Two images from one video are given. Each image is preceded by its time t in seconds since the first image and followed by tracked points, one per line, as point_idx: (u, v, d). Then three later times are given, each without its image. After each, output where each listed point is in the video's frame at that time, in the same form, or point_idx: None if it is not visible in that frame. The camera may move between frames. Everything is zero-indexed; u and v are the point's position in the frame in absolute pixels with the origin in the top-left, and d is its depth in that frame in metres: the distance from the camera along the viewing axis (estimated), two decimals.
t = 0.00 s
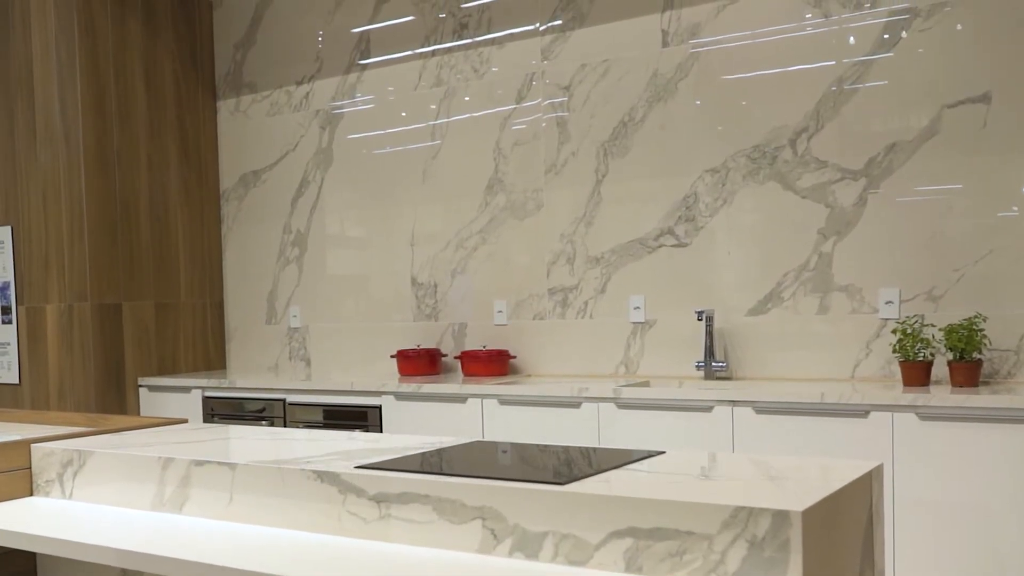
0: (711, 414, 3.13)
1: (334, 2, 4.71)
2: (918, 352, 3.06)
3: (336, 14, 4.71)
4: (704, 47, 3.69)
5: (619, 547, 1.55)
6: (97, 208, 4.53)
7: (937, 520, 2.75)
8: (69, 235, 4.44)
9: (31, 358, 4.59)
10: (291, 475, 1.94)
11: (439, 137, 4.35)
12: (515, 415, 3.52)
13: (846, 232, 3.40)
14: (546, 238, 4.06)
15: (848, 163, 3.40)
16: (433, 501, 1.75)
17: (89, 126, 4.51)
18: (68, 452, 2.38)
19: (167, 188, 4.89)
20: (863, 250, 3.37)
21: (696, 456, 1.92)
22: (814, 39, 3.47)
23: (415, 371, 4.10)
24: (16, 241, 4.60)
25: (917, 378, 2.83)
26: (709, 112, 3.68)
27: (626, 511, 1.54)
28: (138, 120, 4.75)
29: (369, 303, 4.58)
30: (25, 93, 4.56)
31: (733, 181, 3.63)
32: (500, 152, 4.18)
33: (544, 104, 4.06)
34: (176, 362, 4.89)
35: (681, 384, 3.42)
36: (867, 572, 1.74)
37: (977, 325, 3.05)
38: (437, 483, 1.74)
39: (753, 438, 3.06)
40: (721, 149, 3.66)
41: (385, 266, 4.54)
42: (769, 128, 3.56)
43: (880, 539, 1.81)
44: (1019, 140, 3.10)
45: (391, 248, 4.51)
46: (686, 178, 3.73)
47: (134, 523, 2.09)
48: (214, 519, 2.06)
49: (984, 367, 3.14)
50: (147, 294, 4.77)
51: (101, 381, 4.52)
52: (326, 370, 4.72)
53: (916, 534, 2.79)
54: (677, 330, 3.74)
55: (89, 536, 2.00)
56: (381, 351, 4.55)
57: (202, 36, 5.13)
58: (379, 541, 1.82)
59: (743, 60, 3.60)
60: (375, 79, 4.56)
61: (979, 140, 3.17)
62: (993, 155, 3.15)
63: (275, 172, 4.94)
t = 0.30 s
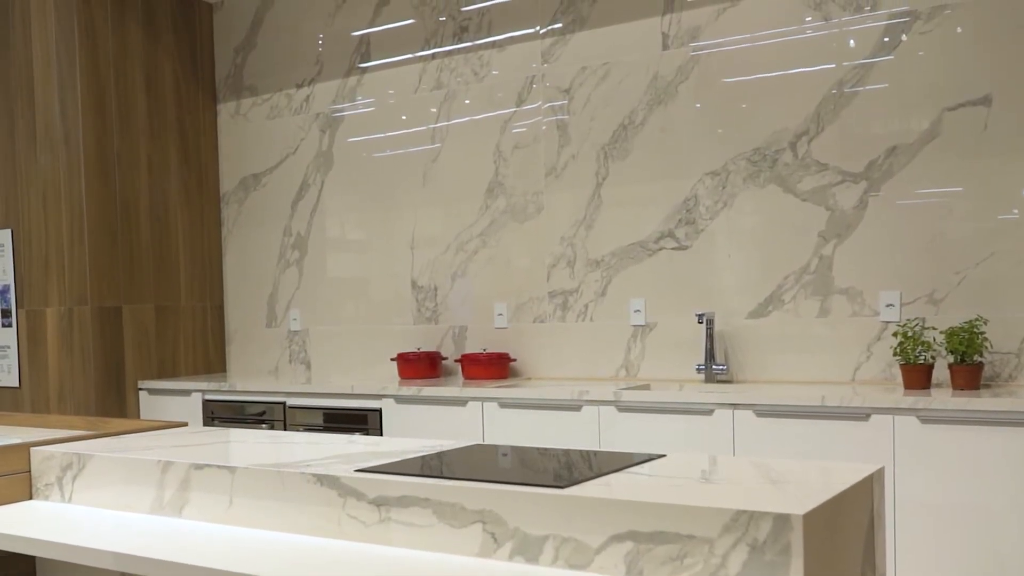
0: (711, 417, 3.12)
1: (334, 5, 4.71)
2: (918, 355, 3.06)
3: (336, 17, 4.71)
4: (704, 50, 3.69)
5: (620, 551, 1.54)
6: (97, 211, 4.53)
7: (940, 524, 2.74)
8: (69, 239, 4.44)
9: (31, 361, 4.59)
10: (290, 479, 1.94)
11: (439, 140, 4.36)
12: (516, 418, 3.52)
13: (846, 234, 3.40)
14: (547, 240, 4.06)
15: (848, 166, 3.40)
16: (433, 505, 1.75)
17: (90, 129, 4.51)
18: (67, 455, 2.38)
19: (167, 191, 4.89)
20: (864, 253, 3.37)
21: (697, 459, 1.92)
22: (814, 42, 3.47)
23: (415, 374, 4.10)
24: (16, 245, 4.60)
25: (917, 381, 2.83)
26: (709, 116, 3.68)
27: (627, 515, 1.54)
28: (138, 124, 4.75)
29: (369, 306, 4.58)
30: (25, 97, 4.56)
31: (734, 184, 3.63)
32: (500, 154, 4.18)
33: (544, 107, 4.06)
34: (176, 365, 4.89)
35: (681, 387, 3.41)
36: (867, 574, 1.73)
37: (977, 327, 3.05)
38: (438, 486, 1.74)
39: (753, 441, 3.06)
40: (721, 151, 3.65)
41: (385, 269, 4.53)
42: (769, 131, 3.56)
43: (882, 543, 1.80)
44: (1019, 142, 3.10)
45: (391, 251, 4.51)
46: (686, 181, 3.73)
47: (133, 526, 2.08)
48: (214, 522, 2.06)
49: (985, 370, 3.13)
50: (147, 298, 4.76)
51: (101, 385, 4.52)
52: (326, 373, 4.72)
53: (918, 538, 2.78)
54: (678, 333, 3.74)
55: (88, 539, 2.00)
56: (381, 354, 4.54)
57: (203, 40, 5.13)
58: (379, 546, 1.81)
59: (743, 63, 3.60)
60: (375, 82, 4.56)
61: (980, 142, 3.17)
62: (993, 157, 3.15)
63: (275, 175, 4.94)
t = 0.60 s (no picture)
0: (711, 420, 3.12)
1: (334, 9, 4.72)
2: (919, 358, 3.06)
3: (336, 21, 4.71)
4: (704, 53, 3.69)
5: (621, 555, 1.54)
6: (96, 214, 4.52)
7: (941, 528, 2.74)
8: (69, 242, 4.44)
9: (31, 365, 4.59)
10: (290, 483, 1.93)
11: (439, 144, 4.36)
12: (516, 421, 3.51)
13: (847, 237, 3.40)
14: (547, 244, 4.06)
15: (848, 169, 3.40)
16: (433, 509, 1.74)
17: (91, 133, 4.51)
18: (67, 459, 2.38)
19: (167, 195, 4.88)
20: (864, 256, 3.37)
21: (697, 463, 1.92)
22: (814, 45, 3.47)
23: (415, 377, 4.10)
24: (16, 249, 4.60)
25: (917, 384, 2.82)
26: (709, 119, 3.68)
27: (627, 519, 1.54)
28: (138, 127, 4.75)
29: (369, 309, 4.58)
30: (26, 101, 4.56)
31: (734, 187, 3.62)
32: (500, 158, 4.18)
33: (544, 110, 4.06)
34: (176, 368, 4.89)
35: (682, 390, 3.41)
36: None
37: (978, 330, 3.04)
38: (438, 491, 1.74)
39: (754, 445, 3.05)
40: (721, 154, 3.65)
41: (385, 272, 4.53)
42: (769, 134, 3.56)
43: (882, 548, 1.80)
44: (1020, 145, 3.10)
45: (392, 254, 4.51)
46: (686, 184, 3.73)
47: (133, 530, 2.08)
48: (214, 527, 2.05)
49: (986, 373, 3.13)
50: (147, 301, 4.76)
51: (101, 388, 4.51)
52: (326, 376, 4.72)
53: (919, 542, 2.77)
54: (679, 336, 3.74)
55: (88, 543, 1.99)
56: (382, 357, 4.54)
57: (203, 44, 5.13)
58: (379, 550, 1.81)
59: (743, 67, 3.61)
60: (375, 86, 4.56)
61: (980, 145, 3.17)
62: (993, 160, 3.15)
63: (275, 178, 4.94)
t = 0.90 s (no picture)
0: (711, 424, 3.12)
1: (334, 13, 4.72)
2: (920, 361, 3.06)
3: (336, 24, 4.72)
4: (705, 56, 3.69)
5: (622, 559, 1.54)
6: (96, 218, 4.52)
7: (942, 531, 2.73)
8: (69, 246, 4.44)
9: (31, 369, 4.59)
10: (290, 487, 1.93)
11: (439, 147, 4.36)
12: (516, 425, 3.51)
13: (847, 241, 3.40)
14: (547, 247, 4.06)
15: (848, 172, 3.40)
16: (433, 513, 1.74)
17: (91, 137, 4.51)
18: (67, 463, 2.37)
19: (167, 198, 4.89)
20: (864, 259, 3.37)
21: (697, 466, 1.91)
22: (814, 48, 3.47)
23: (415, 380, 4.10)
24: (17, 253, 4.60)
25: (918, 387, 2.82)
26: (709, 122, 3.68)
27: (627, 523, 1.53)
28: (138, 131, 4.76)
29: (369, 312, 4.58)
30: (26, 105, 4.57)
31: (734, 190, 3.62)
32: (500, 161, 4.18)
33: (544, 113, 4.06)
34: (176, 371, 4.88)
35: (683, 394, 3.41)
36: None
37: (979, 333, 3.04)
38: (438, 495, 1.73)
39: (755, 448, 3.05)
40: (721, 158, 3.65)
41: (385, 275, 4.53)
42: (769, 137, 3.56)
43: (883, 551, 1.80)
44: (1020, 148, 3.10)
45: (392, 258, 4.51)
46: (686, 187, 3.73)
47: (133, 534, 2.08)
48: (214, 531, 2.05)
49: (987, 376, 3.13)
50: (148, 305, 4.76)
51: (101, 391, 4.51)
52: (326, 380, 4.72)
53: (921, 545, 2.77)
54: (679, 340, 3.73)
55: (87, 547, 1.99)
56: (382, 361, 4.53)
57: (203, 47, 5.14)
58: (380, 553, 1.80)
59: (743, 70, 3.61)
60: (375, 89, 4.56)
61: (981, 148, 3.17)
62: (994, 163, 3.14)
63: (275, 182, 4.94)
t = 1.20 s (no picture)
0: (712, 427, 3.12)
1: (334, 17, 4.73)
2: (921, 364, 3.05)
3: (336, 28, 4.72)
4: (705, 60, 3.69)
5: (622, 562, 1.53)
6: (96, 222, 4.52)
7: (943, 535, 2.73)
8: (69, 250, 4.44)
9: (31, 372, 4.58)
10: (290, 491, 1.93)
11: (440, 151, 4.36)
12: (516, 429, 3.50)
13: (847, 244, 3.40)
14: (547, 250, 4.06)
15: (848, 176, 3.40)
16: (433, 517, 1.74)
17: (91, 140, 4.51)
18: (67, 467, 2.37)
19: (168, 202, 4.89)
20: (865, 262, 3.36)
21: (698, 470, 1.91)
22: (814, 52, 3.47)
23: (416, 384, 4.09)
24: (17, 256, 4.60)
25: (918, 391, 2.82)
26: (709, 126, 3.68)
27: (628, 527, 1.53)
28: (139, 135, 4.76)
29: (369, 316, 4.58)
30: (26, 109, 4.57)
31: (734, 194, 3.62)
32: (500, 164, 4.18)
33: (544, 117, 4.06)
34: (176, 375, 4.88)
35: (683, 397, 3.41)
36: None
37: (979, 336, 3.04)
38: (437, 499, 1.73)
39: (755, 452, 3.04)
40: (721, 161, 3.65)
41: (385, 279, 4.53)
42: (769, 141, 3.56)
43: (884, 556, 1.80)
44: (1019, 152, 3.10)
45: (392, 261, 4.51)
46: (686, 191, 3.73)
47: (133, 538, 2.07)
48: (214, 535, 2.05)
49: (988, 380, 3.12)
50: (148, 308, 4.76)
51: (102, 395, 4.51)
52: (326, 383, 4.71)
53: (922, 550, 2.76)
54: (679, 343, 3.73)
55: (87, 551, 1.98)
56: (382, 364, 4.53)
57: (203, 51, 5.14)
58: (380, 557, 1.80)
59: (743, 74, 3.61)
60: (376, 93, 4.56)
61: (981, 151, 3.17)
62: (994, 167, 3.14)
63: (275, 185, 4.94)
